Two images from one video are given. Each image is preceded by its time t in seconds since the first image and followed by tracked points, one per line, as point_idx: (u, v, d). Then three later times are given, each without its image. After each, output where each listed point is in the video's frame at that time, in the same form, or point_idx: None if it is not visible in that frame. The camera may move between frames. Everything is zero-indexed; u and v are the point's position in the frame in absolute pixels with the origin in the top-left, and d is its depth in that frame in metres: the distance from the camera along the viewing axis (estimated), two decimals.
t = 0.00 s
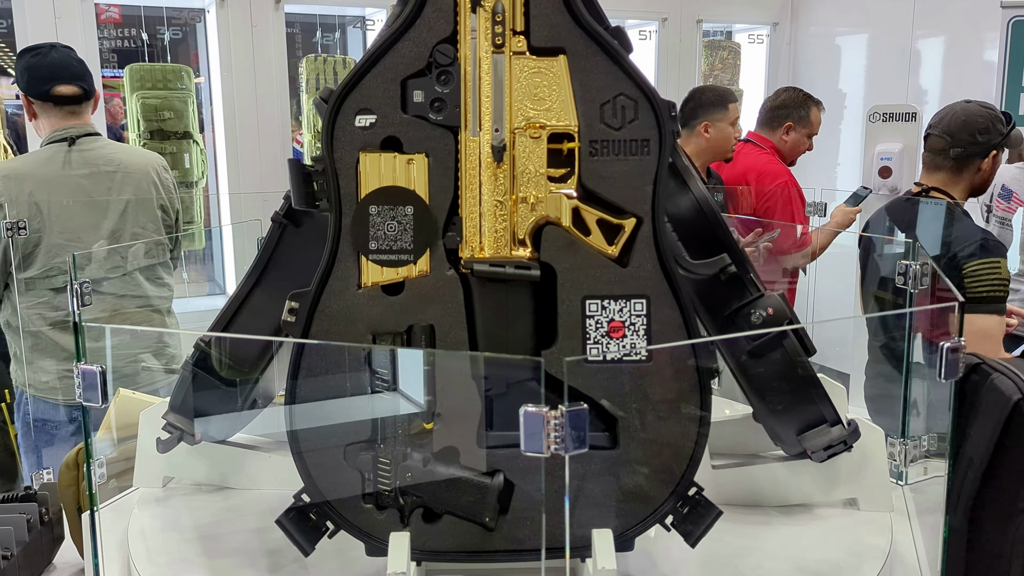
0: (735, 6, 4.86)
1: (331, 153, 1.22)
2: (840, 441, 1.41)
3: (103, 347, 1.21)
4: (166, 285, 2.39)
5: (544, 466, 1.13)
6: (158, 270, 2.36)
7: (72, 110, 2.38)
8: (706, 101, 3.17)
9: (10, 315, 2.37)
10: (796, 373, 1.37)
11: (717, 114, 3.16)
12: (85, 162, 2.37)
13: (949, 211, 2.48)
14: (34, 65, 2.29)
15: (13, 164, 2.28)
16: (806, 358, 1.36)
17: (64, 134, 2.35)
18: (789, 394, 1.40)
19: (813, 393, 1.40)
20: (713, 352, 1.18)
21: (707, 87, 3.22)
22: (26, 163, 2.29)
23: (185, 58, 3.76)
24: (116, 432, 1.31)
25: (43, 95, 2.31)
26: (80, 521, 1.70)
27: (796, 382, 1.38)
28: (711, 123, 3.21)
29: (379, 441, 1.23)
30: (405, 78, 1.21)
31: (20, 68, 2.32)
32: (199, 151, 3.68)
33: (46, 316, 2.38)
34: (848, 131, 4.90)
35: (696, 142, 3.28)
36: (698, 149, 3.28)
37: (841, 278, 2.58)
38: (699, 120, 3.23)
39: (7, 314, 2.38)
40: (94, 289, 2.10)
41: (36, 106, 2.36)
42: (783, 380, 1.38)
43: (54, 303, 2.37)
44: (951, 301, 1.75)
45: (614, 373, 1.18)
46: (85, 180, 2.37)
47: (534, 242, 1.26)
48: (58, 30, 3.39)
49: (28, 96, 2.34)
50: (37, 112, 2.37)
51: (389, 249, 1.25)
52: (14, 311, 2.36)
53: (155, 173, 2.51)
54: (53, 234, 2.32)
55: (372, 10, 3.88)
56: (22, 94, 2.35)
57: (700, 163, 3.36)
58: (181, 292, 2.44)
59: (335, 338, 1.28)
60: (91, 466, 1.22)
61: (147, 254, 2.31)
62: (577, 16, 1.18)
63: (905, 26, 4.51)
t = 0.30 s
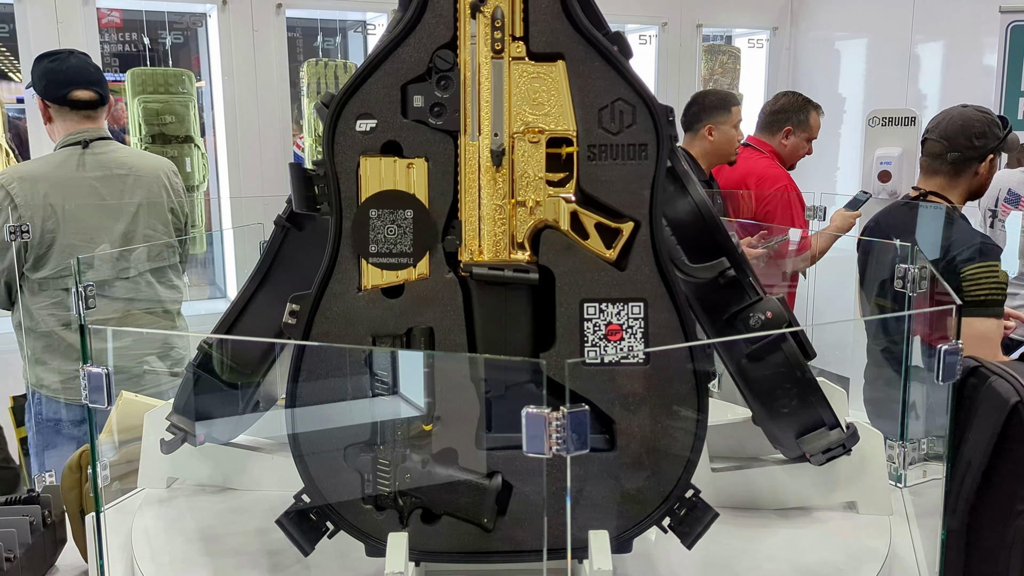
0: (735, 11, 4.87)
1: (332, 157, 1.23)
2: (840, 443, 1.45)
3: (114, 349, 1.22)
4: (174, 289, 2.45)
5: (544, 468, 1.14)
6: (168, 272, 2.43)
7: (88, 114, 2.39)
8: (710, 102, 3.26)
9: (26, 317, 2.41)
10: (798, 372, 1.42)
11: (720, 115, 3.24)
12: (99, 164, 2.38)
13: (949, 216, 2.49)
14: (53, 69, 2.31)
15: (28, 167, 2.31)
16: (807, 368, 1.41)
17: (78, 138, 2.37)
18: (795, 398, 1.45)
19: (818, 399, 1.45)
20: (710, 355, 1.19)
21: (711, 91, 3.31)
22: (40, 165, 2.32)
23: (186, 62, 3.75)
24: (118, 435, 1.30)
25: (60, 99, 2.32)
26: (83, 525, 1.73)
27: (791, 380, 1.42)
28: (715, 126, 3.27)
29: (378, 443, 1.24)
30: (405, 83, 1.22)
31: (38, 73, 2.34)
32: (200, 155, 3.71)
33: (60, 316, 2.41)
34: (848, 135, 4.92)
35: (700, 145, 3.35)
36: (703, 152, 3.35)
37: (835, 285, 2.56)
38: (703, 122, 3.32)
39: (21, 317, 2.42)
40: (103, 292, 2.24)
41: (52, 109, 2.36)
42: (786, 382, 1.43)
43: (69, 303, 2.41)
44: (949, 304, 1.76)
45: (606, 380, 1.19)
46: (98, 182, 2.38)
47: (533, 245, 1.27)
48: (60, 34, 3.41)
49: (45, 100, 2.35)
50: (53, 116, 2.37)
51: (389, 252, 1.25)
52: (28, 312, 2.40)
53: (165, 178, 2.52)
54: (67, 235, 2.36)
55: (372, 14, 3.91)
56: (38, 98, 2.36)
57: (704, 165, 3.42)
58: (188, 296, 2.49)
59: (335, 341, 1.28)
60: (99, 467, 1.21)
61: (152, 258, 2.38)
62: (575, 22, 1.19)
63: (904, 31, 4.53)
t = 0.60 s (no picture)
0: (735, 15, 4.88)
1: (333, 164, 1.24)
2: (838, 449, 1.48)
3: (122, 348, 1.23)
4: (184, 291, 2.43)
5: (543, 472, 1.14)
6: (179, 272, 2.42)
7: (107, 117, 2.46)
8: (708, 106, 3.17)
9: (37, 315, 2.43)
10: (800, 374, 1.43)
11: (719, 119, 3.15)
12: (116, 165, 2.44)
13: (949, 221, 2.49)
14: (71, 73, 2.38)
15: (46, 167, 2.34)
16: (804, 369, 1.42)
17: (94, 139, 2.42)
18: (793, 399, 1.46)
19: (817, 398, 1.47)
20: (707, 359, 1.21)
21: (709, 94, 3.22)
22: (59, 166, 2.36)
23: (188, 67, 3.76)
24: (121, 440, 1.29)
25: (80, 102, 2.39)
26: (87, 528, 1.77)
27: (790, 382, 1.44)
28: (714, 130, 3.18)
29: (378, 446, 1.25)
30: (405, 90, 1.23)
31: (55, 74, 2.39)
32: (203, 160, 3.76)
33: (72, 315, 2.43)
34: (847, 140, 4.93)
35: (700, 150, 3.25)
36: (703, 157, 3.26)
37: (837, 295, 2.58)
38: (701, 127, 3.20)
39: (34, 315, 2.43)
40: (114, 293, 2.22)
41: (70, 112, 2.43)
42: (786, 386, 1.44)
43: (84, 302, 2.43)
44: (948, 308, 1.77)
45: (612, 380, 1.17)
46: (116, 184, 2.43)
47: (532, 251, 1.28)
48: (63, 40, 3.43)
49: (62, 103, 2.41)
50: (70, 118, 2.44)
51: (389, 257, 1.26)
52: (43, 311, 2.42)
53: (177, 180, 2.58)
54: (84, 235, 2.39)
55: (374, 19, 3.90)
56: (54, 100, 2.42)
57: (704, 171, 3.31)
58: (196, 301, 2.47)
59: (335, 346, 1.29)
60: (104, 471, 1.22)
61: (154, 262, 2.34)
62: (574, 30, 1.20)
63: (904, 36, 4.54)
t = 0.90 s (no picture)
0: (737, 20, 4.89)
1: (335, 171, 1.25)
2: (839, 454, 1.47)
3: (129, 353, 1.24)
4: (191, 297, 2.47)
5: (543, 477, 1.15)
6: (186, 278, 2.44)
7: (120, 126, 2.49)
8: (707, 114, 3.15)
9: (52, 320, 2.45)
10: (799, 378, 1.44)
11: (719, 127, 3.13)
12: (130, 173, 2.48)
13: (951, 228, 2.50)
14: (88, 81, 2.41)
15: (59, 174, 2.36)
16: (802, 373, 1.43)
17: (109, 146, 2.45)
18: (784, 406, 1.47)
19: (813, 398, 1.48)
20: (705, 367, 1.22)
21: (712, 100, 3.21)
22: (73, 173, 2.37)
23: (191, 72, 3.79)
24: (123, 445, 1.29)
25: (96, 112, 2.42)
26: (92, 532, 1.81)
27: (785, 391, 1.46)
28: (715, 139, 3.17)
29: (378, 451, 1.26)
30: (406, 98, 1.24)
31: (68, 83, 2.42)
32: (206, 165, 3.76)
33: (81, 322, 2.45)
34: (849, 144, 4.94)
35: (701, 159, 3.25)
36: (705, 165, 3.26)
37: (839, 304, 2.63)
38: (702, 135, 3.21)
39: (44, 320, 2.45)
40: (124, 301, 2.33)
41: (82, 120, 2.44)
42: (783, 390, 1.45)
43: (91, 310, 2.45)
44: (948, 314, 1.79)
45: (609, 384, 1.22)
46: (129, 192, 2.47)
47: (531, 257, 1.29)
48: (68, 45, 3.44)
49: (77, 111, 2.43)
50: (82, 126, 2.45)
51: (390, 264, 1.27)
52: (58, 317, 2.45)
53: (186, 189, 2.64)
54: (98, 244, 2.41)
55: (377, 25, 3.97)
56: (69, 108, 2.43)
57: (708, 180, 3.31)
58: (203, 304, 2.50)
59: (337, 352, 1.30)
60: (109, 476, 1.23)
61: (159, 270, 2.37)
62: (573, 39, 1.21)
63: (905, 41, 4.55)
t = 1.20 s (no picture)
0: (741, 25, 4.89)
1: (338, 178, 1.26)
2: (840, 460, 1.48)
3: (136, 358, 1.27)
4: (197, 302, 2.52)
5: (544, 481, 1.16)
6: (193, 285, 2.49)
7: (128, 132, 2.52)
8: (716, 129, 3.08)
9: (66, 327, 2.48)
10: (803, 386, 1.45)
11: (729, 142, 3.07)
12: (138, 179, 2.50)
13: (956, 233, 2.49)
14: (98, 88, 2.43)
15: (68, 180, 2.38)
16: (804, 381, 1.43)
17: (116, 153, 2.47)
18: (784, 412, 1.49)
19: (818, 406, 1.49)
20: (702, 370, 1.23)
21: (722, 111, 3.13)
22: (82, 179, 2.40)
23: (198, 77, 3.81)
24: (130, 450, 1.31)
25: (104, 119, 2.45)
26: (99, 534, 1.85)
27: (788, 398, 1.46)
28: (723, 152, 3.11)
29: (380, 454, 1.27)
30: (408, 105, 1.25)
31: (78, 90, 2.44)
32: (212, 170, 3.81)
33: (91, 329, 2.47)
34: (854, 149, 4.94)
35: (710, 172, 3.21)
36: (715, 179, 3.21)
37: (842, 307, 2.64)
38: (711, 148, 3.15)
39: (53, 326, 2.47)
40: (133, 306, 2.27)
41: (91, 126, 2.47)
42: (785, 398, 1.46)
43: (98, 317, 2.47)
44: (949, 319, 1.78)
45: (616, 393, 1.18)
46: (136, 198, 2.48)
47: (531, 262, 1.30)
48: (76, 50, 3.46)
49: (85, 117, 2.45)
50: (91, 132, 2.48)
51: (391, 269, 1.28)
52: (68, 324, 2.47)
53: (193, 195, 2.65)
54: (105, 248, 2.43)
55: (382, 30, 3.99)
56: (77, 113, 2.46)
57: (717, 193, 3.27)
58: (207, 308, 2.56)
59: (339, 356, 1.31)
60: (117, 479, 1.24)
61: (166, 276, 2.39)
62: (574, 47, 1.22)
63: (910, 46, 4.56)
